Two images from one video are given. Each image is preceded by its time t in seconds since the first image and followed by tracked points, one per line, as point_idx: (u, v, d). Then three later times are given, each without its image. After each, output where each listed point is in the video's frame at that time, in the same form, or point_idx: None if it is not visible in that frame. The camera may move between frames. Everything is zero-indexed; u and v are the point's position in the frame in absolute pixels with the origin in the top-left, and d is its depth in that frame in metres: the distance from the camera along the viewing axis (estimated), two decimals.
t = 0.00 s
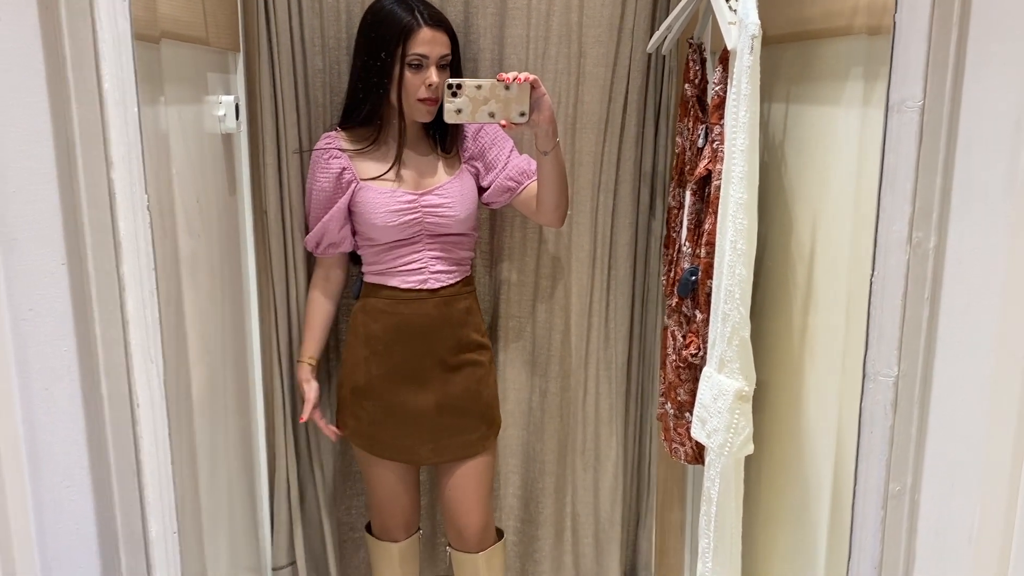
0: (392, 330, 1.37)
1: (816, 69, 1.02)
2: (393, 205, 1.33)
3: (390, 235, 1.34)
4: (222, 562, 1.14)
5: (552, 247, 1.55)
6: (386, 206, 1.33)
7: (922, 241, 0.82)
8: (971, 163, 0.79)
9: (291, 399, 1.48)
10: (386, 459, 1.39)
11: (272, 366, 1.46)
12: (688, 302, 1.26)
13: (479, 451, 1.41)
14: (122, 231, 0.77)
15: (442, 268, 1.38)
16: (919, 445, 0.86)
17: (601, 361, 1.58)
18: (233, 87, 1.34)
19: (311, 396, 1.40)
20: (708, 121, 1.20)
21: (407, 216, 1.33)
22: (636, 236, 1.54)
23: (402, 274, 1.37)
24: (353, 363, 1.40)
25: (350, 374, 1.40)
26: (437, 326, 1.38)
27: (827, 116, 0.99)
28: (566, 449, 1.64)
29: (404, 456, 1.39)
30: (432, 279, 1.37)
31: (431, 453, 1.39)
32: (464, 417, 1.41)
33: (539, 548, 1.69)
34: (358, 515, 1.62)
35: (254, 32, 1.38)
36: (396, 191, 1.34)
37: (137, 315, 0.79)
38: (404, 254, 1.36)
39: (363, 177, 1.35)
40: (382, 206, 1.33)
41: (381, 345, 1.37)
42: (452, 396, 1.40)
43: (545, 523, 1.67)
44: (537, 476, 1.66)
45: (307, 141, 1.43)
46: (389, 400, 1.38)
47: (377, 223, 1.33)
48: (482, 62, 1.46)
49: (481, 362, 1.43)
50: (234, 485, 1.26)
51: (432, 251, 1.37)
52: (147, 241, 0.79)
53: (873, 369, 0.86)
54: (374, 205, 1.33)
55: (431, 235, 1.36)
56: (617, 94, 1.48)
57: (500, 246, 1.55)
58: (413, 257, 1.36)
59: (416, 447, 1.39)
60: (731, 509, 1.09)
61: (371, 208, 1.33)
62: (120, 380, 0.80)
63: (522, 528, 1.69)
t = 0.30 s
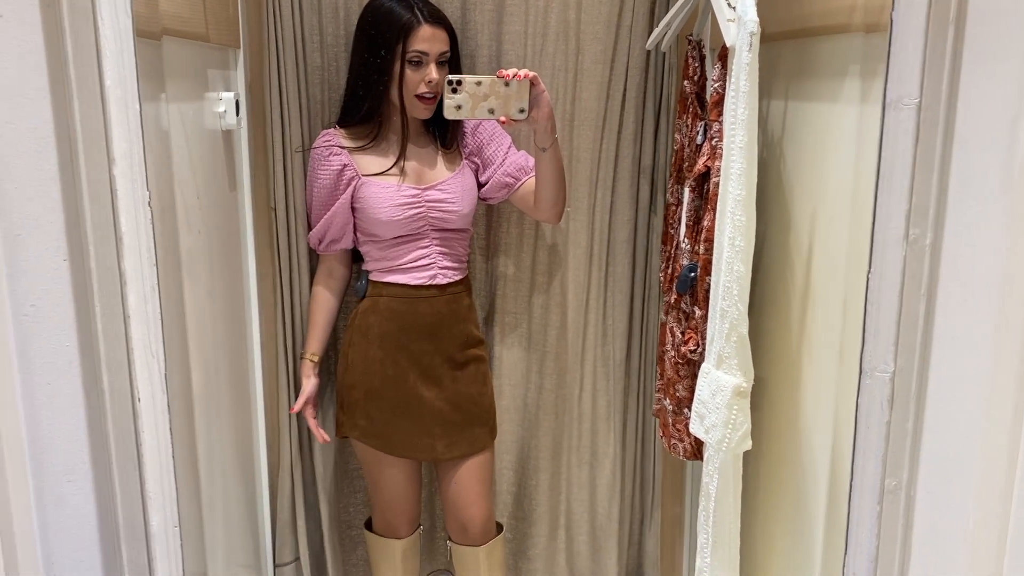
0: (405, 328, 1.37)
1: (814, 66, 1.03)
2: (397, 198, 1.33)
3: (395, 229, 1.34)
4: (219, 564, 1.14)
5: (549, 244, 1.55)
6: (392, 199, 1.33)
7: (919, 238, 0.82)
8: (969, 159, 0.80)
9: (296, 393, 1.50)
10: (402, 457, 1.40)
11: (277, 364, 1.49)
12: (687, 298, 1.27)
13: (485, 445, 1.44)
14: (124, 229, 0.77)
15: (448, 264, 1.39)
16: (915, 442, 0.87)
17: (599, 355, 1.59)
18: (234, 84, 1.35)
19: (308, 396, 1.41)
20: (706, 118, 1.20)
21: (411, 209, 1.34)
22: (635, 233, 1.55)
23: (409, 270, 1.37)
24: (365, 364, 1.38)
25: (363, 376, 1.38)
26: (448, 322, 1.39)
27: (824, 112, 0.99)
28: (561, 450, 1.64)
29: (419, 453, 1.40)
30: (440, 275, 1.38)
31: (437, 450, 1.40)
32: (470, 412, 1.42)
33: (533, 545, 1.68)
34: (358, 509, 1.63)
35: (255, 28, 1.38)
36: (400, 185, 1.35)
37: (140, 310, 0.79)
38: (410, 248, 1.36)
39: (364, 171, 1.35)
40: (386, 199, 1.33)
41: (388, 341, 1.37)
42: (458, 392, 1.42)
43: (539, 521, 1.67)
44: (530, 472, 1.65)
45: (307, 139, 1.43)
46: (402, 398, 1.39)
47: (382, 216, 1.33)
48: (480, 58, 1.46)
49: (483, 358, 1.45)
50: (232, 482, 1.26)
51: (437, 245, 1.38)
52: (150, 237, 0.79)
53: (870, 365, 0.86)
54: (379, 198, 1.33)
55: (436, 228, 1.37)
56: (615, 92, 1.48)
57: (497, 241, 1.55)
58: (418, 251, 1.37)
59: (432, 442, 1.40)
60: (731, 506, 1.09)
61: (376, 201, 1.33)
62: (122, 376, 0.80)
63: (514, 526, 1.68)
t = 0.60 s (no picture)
0: (400, 326, 1.37)
1: (808, 64, 1.02)
2: (394, 196, 1.33)
3: (392, 227, 1.34)
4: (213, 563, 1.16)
5: (546, 242, 1.55)
6: (388, 197, 1.33)
7: (910, 237, 0.82)
8: (959, 157, 0.80)
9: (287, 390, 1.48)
10: (396, 455, 1.40)
11: (271, 361, 1.47)
12: (680, 296, 1.26)
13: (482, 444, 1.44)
14: (113, 226, 0.77)
15: (444, 262, 1.39)
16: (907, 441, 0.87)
17: (596, 353, 1.58)
18: (228, 80, 1.35)
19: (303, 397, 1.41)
20: (702, 116, 1.20)
21: (408, 207, 1.34)
22: (631, 232, 1.54)
23: (404, 268, 1.37)
24: (360, 361, 1.38)
25: (357, 373, 1.39)
26: (443, 321, 1.39)
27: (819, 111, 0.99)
28: (559, 442, 1.64)
29: (413, 452, 1.40)
30: (434, 273, 1.38)
31: (430, 447, 1.40)
32: (465, 411, 1.42)
33: (530, 541, 1.69)
34: (354, 507, 1.63)
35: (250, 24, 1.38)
36: (397, 182, 1.35)
37: (129, 306, 0.79)
38: (406, 246, 1.36)
39: (361, 169, 1.35)
40: (382, 197, 1.33)
41: (384, 340, 1.37)
42: (454, 391, 1.41)
43: (535, 518, 1.67)
44: (528, 469, 1.66)
45: (303, 137, 1.43)
46: (396, 396, 1.38)
47: (377, 214, 1.33)
48: (477, 56, 1.46)
49: (479, 357, 1.45)
50: (225, 478, 1.27)
51: (434, 243, 1.37)
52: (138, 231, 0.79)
53: (860, 364, 0.86)
54: (376, 196, 1.33)
55: (432, 226, 1.37)
56: (612, 90, 1.48)
57: (495, 238, 1.56)
58: (414, 249, 1.36)
59: (426, 442, 1.40)
60: (724, 504, 1.09)
61: (372, 199, 1.33)
62: (112, 373, 0.80)
63: (513, 522, 1.69)
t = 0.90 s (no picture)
0: (395, 325, 1.37)
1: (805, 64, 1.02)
2: (391, 194, 1.33)
3: (389, 224, 1.34)
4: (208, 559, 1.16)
5: (543, 242, 1.55)
6: (385, 194, 1.33)
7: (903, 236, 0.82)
8: (951, 158, 0.81)
9: (282, 386, 1.49)
10: (389, 454, 1.40)
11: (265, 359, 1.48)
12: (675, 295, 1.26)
13: (478, 443, 1.44)
14: (106, 222, 0.77)
15: (441, 260, 1.38)
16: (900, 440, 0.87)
17: (593, 351, 1.58)
18: (224, 76, 1.35)
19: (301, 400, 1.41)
20: (697, 115, 1.20)
21: (405, 205, 1.33)
22: (627, 232, 1.54)
23: (402, 267, 1.37)
24: (354, 358, 1.38)
25: (351, 370, 1.39)
26: (438, 320, 1.39)
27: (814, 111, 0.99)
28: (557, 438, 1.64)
29: (407, 451, 1.40)
30: (431, 272, 1.37)
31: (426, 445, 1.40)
32: (461, 410, 1.42)
33: (530, 536, 1.70)
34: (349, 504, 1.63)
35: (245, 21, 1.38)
36: (395, 179, 1.35)
37: (121, 302, 0.79)
38: (403, 244, 1.36)
39: (359, 167, 1.35)
40: (379, 194, 1.33)
41: (380, 337, 1.37)
42: (449, 390, 1.41)
43: (536, 512, 1.68)
44: (528, 465, 1.66)
45: (299, 135, 1.43)
46: (390, 395, 1.38)
47: (375, 211, 1.33)
48: (474, 53, 1.46)
49: (477, 357, 1.45)
50: (219, 475, 1.27)
51: (431, 242, 1.37)
52: (131, 231, 0.78)
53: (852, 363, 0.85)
54: (373, 193, 1.33)
55: (429, 225, 1.36)
56: (609, 88, 1.48)
57: (492, 236, 1.55)
58: (411, 247, 1.36)
59: (420, 441, 1.40)
60: (717, 503, 1.09)
61: (369, 197, 1.33)
62: (104, 368, 0.80)
63: (514, 517, 1.69)
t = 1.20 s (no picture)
0: (374, 320, 1.36)
1: (802, 62, 1.02)
2: (383, 191, 1.32)
3: (376, 220, 1.33)
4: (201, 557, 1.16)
5: (542, 240, 1.55)
6: (376, 192, 1.32)
7: (899, 235, 0.82)
8: (950, 157, 0.80)
9: (274, 383, 1.48)
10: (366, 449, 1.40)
11: (258, 354, 1.47)
12: (671, 293, 1.26)
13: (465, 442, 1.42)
14: (98, 216, 0.77)
15: (423, 258, 1.37)
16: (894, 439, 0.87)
17: (590, 348, 1.58)
18: (219, 72, 1.34)
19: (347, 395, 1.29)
20: (694, 113, 1.19)
21: (396, 203, 1.33)
22: (624, 228, 1.54)
23: (382, 261, 1.36)
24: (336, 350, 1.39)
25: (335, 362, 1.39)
26: (419, 316, 1.37)
27: (811, 109, 0.99)
28: (554, 434, 1.64)
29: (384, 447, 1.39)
30: (410, 268, 1.36)
31: (410, 444, 1.40)
32: (447, 409, 1.41)
33: (525, 533, 1.70)
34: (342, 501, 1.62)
35: (241, 16, 1.37)
36: (389, 177, 1.33)
37: (113, 297, 0.79)
38: (387, 241, 1.35)
39: (354, 160, 1.34)
40: (371, 191, 1.32)
41: (358, 333, 1.37)
42: (434, 387, 1.40)
43: (533, 508, 1.68)
44: (524, 463, 1.66)
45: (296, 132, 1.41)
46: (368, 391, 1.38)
47: (365, 208, 1.32)
48: (473, 50, 1.45)
49: (466, 354, 1.42)
50: (212, 472, 1.26)
51: (415, 240, 1.36)
52: (122, 223, 0.79)
53: (848, 361, 0.86)
54: (366, 190, 1.32)
55: (417, 223, 1.36)
56: (608, 86, 1.47)
57: (490, 234, 1.55)
58: (394, 244, 1.36)
59: (398, 437, 1.39)
60: (710, 500, 1.09)
61: (361, 193, 1.31)
62: (96, 363, 0.79)
63: (510, 514, 1.69)
